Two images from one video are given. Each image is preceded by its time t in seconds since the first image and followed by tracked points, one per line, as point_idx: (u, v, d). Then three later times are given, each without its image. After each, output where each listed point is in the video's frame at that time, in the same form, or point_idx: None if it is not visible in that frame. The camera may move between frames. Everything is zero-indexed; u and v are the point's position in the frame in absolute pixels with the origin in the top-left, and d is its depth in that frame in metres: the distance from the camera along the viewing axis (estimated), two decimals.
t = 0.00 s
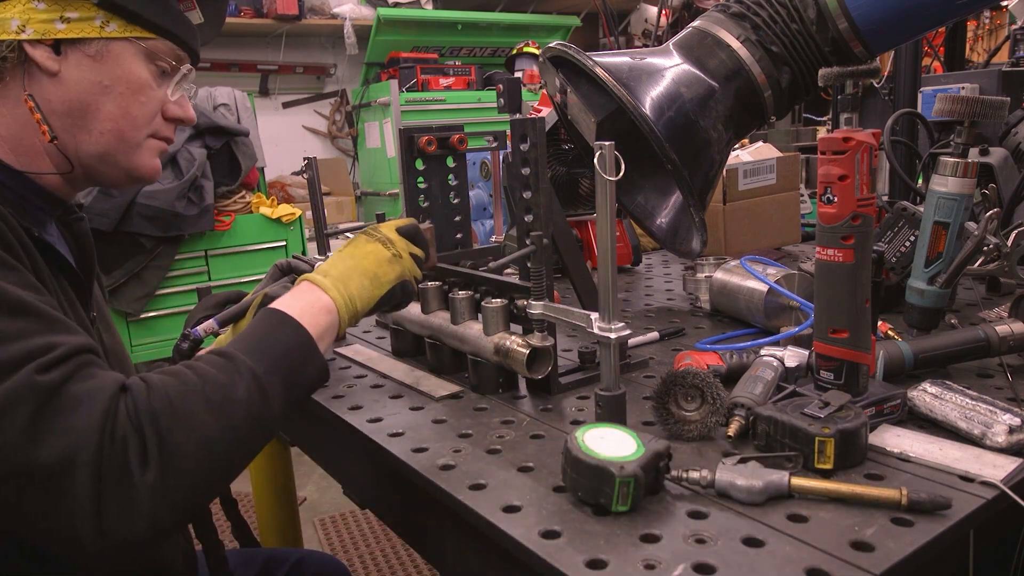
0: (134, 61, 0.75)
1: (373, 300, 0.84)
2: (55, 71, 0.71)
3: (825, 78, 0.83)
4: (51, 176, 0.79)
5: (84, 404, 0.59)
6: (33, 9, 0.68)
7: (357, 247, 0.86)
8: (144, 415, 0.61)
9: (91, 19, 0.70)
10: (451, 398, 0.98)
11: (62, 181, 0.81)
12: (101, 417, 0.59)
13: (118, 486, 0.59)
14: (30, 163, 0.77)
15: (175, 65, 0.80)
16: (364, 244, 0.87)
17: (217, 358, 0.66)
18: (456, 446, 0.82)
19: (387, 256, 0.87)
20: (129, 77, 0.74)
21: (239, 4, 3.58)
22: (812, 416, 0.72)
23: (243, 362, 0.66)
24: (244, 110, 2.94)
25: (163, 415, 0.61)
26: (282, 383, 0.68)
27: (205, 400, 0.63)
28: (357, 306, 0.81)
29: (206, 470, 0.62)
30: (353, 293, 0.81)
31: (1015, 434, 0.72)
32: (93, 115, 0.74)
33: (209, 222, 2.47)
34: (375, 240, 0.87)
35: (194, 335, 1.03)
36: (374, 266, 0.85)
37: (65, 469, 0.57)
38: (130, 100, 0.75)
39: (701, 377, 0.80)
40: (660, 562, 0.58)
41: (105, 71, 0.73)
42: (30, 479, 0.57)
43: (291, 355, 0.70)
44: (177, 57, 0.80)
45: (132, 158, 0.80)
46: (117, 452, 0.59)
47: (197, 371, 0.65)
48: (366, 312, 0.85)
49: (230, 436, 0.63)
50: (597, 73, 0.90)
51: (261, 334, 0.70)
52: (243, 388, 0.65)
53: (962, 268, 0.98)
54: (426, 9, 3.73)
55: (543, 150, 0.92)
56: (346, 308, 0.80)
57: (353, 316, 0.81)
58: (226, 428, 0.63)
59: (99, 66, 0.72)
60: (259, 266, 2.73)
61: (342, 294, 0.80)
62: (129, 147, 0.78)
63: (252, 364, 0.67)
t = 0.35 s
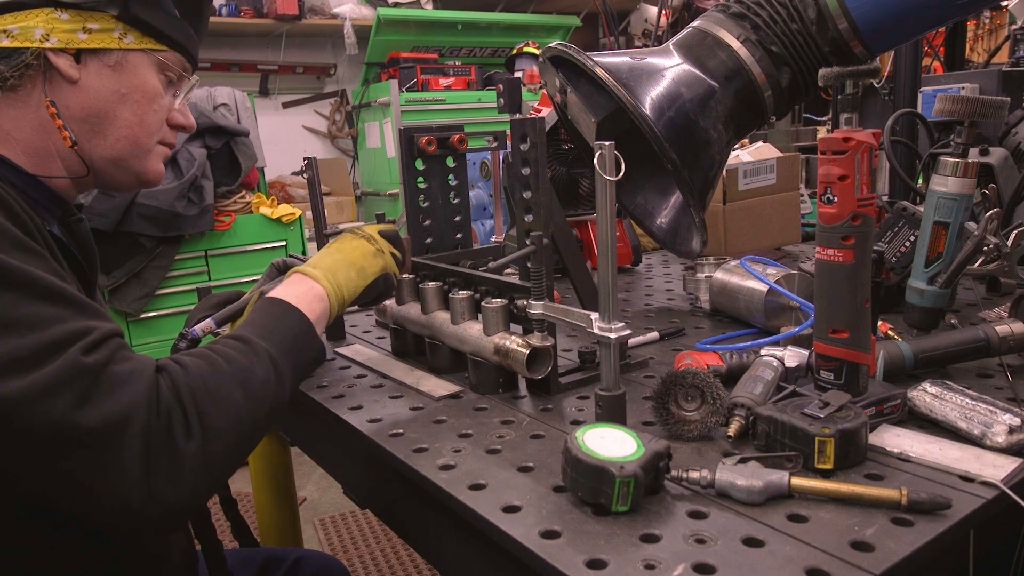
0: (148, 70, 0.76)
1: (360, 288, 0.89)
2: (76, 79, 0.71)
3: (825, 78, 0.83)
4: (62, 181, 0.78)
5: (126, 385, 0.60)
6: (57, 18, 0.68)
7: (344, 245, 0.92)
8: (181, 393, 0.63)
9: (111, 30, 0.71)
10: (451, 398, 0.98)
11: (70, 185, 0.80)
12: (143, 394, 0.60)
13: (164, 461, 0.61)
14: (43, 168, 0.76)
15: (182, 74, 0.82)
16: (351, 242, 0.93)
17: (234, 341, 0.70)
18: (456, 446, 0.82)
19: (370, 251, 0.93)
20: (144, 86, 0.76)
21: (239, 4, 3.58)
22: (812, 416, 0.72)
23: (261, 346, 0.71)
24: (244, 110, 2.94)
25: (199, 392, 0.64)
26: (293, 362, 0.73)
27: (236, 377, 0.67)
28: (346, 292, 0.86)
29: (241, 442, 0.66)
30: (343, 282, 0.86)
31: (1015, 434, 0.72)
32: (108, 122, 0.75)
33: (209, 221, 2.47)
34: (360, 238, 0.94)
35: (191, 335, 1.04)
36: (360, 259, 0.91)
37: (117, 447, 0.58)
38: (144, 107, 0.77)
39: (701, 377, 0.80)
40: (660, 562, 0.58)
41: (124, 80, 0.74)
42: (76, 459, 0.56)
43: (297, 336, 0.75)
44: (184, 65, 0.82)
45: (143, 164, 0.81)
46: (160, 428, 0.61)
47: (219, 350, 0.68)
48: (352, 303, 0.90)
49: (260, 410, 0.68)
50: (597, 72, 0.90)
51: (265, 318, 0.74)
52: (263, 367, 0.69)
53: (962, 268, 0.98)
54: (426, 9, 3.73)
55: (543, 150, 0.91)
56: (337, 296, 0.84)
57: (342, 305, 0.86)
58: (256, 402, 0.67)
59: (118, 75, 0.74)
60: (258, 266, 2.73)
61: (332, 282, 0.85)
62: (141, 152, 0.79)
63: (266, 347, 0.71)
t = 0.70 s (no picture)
0: (264, 90, 0.79)
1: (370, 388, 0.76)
2: (195, 104, 0.75)
3: (825, 78, 0.83)
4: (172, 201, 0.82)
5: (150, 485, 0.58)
6: (176, 44, 0.72)
7: (342, 332, 0.80)
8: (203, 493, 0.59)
9: (228, 52, 0.74)
10: (451, 398, 0.98)
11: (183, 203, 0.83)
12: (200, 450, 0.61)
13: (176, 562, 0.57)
14: (157, 188, 0.80)
15: (296, 88, 0.84)
16: (347, 324, 0.81)
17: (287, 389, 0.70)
18: (456, 446, 0.82)
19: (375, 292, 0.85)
20: (261, 107, 0.78)
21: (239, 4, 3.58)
22: (812, 415, 0.72)
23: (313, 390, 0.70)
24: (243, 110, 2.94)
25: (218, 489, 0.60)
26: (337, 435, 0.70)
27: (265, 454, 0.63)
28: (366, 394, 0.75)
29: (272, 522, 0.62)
30: (370, 375, 0.76)
31: (1015, 434, 0.72)
32: (227, 146, 0.77)
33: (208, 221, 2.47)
34: (355, 316, 0.82)
35: (199, 328, 1.04)
36: (370, 342, 0.79)
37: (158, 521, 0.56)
38: (261, 130, 0.79)
39: (701, 377, 0.80)
40: (660, 562, 0.58)
41: (240, 104, 0.77)
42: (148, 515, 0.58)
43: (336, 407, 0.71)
44: (297, 79, 0.84)
45: (257, 184, 0.83)
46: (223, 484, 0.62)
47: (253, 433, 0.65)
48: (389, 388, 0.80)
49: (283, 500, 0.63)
50: (597, 73, 0.90)
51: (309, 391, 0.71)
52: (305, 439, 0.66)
53: (962, 268, 0.98)
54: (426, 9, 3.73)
55: (543, 150, 0.91)
56: (367, 398, 0.75)
57: (378, 398, 0.77)
58: (282, 487, 0.63)
59: (235, 99, 0.76)
60: (258, 266, 2.73)
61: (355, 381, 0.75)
62: (259, 174, 0.81)
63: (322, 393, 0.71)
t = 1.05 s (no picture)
0: (248, 88, 0.81)
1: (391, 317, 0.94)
2: (185, 100, 0.77)
3: (825, 78, 0.83)
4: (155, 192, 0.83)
5: (207, 391, 0.61)
6: (167, 41, 0.73)
7: (346, 287, 0.95)
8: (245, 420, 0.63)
9: (217, 50, 0.77)
10: (451, 398, 0.98)
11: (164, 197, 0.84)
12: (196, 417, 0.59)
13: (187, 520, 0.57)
14: (141, 180, 0.80)
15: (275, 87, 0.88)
16: (346, 284, 0.96)
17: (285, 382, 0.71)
18: (456, 446, 0.82)
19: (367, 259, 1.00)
20: (245, 103, 0.81)
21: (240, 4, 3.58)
22: (812, 415, 0.72)
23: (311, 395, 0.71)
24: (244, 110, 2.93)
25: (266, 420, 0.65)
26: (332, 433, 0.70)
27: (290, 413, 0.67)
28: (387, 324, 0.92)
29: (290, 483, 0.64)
30: (378, 318, 0.92)
31: (1015, 434, 0.72)
32: (213, 139, 0.79)
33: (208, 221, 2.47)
34: (354, 275, 0.96)
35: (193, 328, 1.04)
36: (373, 293, 0.94)
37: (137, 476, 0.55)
38: (245, 126, 0.81)
39: (701, 377, 0.80)
40: (660, 562, 0.58)
41: (227, 98, 0.79)
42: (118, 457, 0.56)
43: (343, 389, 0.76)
44: (276, 77, 0.87)
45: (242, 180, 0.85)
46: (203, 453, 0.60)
47: (274, 395, 0.67)
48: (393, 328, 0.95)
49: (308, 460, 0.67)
50: (597, 73, 0.90)
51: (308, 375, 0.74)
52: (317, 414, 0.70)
53: (962, 268, 0.98)
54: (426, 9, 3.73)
55: (543, 150, 0.91)
56: (383, 334, 0.91)
57: (389, 335, 0.92)
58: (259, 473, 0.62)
59: (222, 94, 0.79)
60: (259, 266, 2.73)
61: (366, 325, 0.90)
62: (240, 169, 0.84)
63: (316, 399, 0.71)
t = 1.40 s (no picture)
0: (222, 72, 0.75)
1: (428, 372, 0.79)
2: (146, 86, 0.72)
3: (825, 78, 0.83)
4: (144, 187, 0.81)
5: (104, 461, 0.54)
6: (124, 24, 0.71)
7: (377, 335, 0.82)
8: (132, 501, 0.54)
9: (181, 32, 0.72)
10: (451, 398, 0.98)
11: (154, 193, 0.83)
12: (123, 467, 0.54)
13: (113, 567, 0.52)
14: (125, 174, 0.79)
15: (265, 74, 0.81)
16: (380, 328, 0.82)
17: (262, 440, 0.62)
18: (456, 446, 0.82)
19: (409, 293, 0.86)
20: (217, 89, 0.75)
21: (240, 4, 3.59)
22: (812, 415, 0.72)
23: (288, 446, 0.62)
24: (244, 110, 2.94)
25: (175, 493, 0.55)
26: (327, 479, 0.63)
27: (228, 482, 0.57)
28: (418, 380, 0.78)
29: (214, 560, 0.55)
30: (410, 375, 0.78)
31: (1015, 434, 0.72)
32: (182, 130, 0.74)
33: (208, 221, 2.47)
34: (394, 318, 0.82)
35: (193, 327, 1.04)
36: (404, 342, 0.80)
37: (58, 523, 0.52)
38: (217, 113, 0.75)
39: (701, 377, 0.80)
40: (660, 562, 0.58)
41: (193, 85, 0.73)
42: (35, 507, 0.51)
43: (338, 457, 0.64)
44: (265, 65, 0.81)
45: (222, 174, 0.79)
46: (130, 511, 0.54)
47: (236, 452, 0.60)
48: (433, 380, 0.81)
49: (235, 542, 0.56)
50: (597, 73, 0.90)
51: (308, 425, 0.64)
52: (283, 479, 0.59)
53: (962, 268, 0.98)
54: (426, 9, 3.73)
55: (543, 150, 0.91)
56: (412, 393, 0.76)
57: (425, 397, 0.78)
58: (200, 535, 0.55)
59: (188, 79, 0.73)
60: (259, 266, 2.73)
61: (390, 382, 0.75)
62: (218, 162, 0.78)
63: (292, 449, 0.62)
